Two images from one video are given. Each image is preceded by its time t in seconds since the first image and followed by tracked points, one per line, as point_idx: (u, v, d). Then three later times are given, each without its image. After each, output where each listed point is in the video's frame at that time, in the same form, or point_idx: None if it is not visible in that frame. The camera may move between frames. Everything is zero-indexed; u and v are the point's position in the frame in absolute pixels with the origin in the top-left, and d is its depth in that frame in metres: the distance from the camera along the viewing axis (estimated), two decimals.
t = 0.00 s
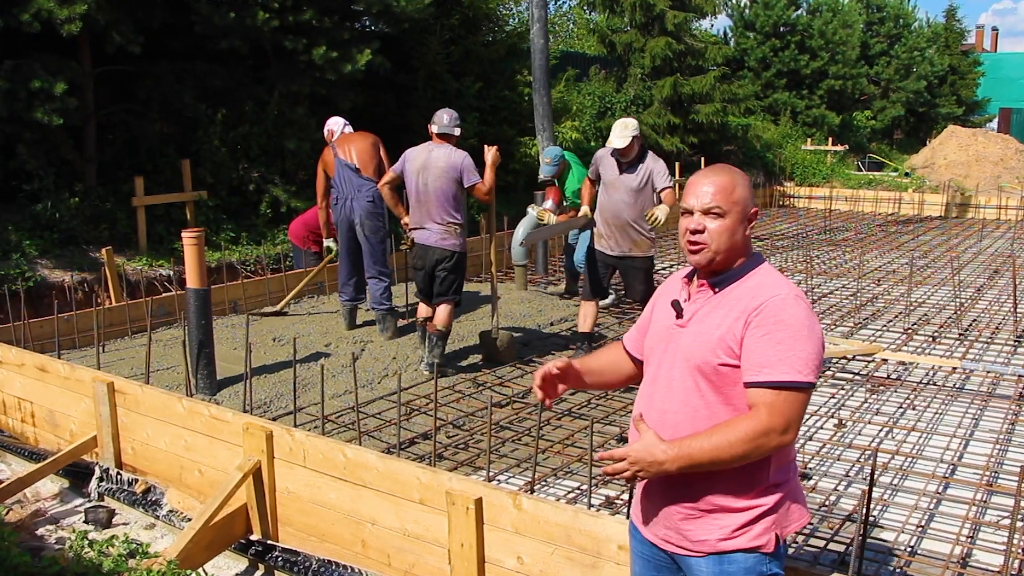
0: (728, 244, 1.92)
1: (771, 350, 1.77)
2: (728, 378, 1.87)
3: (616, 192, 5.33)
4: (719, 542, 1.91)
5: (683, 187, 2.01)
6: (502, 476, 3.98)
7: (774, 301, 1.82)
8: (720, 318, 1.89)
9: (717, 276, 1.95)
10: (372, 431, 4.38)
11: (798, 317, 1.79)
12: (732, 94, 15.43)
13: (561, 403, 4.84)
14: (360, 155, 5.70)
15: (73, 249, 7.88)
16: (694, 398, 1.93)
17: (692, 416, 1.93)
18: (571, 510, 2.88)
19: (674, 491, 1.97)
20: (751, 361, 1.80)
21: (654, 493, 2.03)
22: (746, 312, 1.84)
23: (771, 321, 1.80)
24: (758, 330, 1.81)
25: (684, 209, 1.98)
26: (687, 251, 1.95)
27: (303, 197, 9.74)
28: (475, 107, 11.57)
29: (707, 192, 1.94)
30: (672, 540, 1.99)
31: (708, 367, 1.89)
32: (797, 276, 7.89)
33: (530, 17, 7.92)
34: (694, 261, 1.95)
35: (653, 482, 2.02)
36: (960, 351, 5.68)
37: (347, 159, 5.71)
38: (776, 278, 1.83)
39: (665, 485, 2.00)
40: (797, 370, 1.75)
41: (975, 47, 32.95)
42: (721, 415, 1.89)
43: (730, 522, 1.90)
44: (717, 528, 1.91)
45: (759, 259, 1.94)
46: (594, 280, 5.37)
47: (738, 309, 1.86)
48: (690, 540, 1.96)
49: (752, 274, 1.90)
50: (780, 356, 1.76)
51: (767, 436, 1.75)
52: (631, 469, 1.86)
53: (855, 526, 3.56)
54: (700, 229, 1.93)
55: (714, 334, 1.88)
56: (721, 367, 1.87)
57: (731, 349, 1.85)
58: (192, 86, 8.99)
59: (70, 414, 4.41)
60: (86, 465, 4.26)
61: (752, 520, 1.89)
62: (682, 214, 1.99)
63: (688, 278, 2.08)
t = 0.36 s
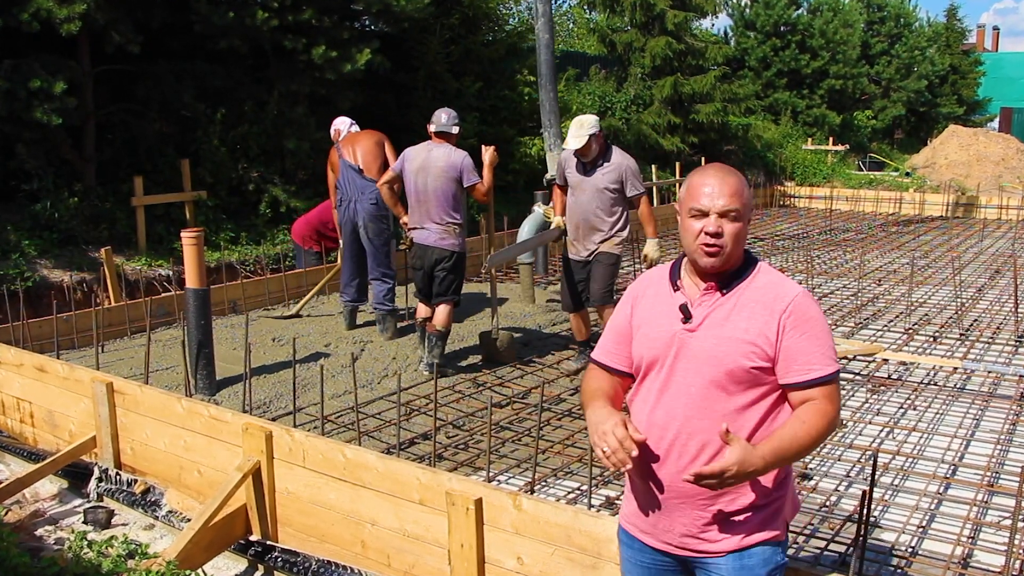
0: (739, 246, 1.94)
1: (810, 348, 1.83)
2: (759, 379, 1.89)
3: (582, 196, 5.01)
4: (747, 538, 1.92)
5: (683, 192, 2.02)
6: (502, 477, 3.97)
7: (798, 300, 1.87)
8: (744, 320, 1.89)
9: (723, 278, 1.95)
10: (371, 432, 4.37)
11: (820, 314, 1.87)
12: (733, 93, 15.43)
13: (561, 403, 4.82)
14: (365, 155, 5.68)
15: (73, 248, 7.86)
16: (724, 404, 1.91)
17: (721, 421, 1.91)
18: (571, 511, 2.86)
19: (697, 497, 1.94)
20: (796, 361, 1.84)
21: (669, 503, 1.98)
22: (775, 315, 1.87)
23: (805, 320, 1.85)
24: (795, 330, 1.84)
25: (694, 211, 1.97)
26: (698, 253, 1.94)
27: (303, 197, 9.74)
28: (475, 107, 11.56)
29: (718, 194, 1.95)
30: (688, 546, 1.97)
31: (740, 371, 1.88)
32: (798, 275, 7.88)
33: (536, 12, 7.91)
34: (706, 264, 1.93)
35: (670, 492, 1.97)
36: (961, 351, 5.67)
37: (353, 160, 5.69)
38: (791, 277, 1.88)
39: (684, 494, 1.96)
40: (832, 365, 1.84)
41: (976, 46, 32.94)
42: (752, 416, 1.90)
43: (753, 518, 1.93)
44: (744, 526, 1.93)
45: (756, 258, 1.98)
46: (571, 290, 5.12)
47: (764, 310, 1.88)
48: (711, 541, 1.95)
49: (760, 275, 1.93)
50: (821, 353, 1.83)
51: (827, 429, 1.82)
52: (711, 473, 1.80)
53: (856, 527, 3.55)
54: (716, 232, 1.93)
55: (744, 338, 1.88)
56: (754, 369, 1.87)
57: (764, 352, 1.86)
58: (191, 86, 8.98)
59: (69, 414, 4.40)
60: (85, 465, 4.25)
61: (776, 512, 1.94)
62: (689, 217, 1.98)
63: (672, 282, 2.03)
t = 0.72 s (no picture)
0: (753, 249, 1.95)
1: (818, 345, 1.89)
2: (770, 379, 1.91)
3: (560, 197, 4.82)
4: (763, 534, 1.95)
5: (691, 200, 1.99)
6: (502, 477, 3.96)
7: (802, 299, 1.91)
8: (754, 322, 1.91)
9: (726, 283, 1.95)
10: (371, 432, 4.36)
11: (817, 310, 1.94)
12: (733, 93, 15.42)
13: (561, 403, 4.81)
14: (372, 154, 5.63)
15: (71, 248, 7.85)
16: (740, 407, 1.91)
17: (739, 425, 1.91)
18: (571, 511, 2.85)
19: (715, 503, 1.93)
20: (808, 359, 1.88)
21: (684, 509, 1.96)
22: (783, 316, 1.90)
23: (810, 318, 1.90)
24: (804, 330, 1.89)
25: (718, 218, 1.92)
26: (729, 262, 1.90)
27: (302, 196, 9.73)
28: (475, 106, 11.54)
29: (727, 199, 1.93)
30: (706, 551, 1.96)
31: (755, 373, 1.89)
32: (799, 275, 7.87)
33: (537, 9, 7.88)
34: (729, 272, 1.91)
35: (688, 499, 1.95)
36: (962, 351, 5.66)
37: (360, 159, 5.65)
38: (792, 277, 1.93)
39: (701, 499, 1.94)
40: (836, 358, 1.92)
41: (977, 45, 32.92)
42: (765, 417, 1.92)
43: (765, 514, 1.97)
44: (759, 522, 1.95)
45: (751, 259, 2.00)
46: (542, 291, 5.02)
47: (772, 311, 1.90)
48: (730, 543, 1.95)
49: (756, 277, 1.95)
50: (825, 348, 1.89)
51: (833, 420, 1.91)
52: (735, 474, 1.82)
53: (857, 528, 3.54)
54: (739, 240, 1.91)
55: (757, 341, 1.89)
56: (768, 371, 1.89)
57: (776, 353, 1.89)
58: (191, 85, 8.97)
59: (68, 414, 4.39)
60: (85, 466, 4.24)
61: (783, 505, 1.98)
62: (702, 226, 1.95)
63: (672, 289, 2.00)
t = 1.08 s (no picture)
0: (716, 250, 1.90)
1: (820, 349, 1.82)
2: (766, 382, 1.87)
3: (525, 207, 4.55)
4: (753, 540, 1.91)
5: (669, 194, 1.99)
6: (501, 478, 3.95)
7: (804, 302, 1.84)
8: (752, 323, 1.87)
9: (722, 281, 1.92)
10: (370, 432, 4.35)
11: (824, 314, 1.86)
12: (734, 92, 15.42)
13: (561, 404, 4.80)
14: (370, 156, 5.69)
15: (70, 248, 7.84)
16: (732, 408, 1.89)
17: (732, 426, 1.89)
18: (571, 512, 2.85)
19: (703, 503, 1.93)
20: (804, 364, 1.82)
21: (675, 506, 1.96)
22: (782, 318, 1.84)
23: (813, 322, 1.83)
24: (803, 333, 1.82)
25: (675, 218, 1.92)
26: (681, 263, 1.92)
27: (302, 196, 9.72)
28: (474, 106, 11.53)
29: (693, 200, 1.91)
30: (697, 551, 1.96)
31: (747, 375, 1.86)
32: (799, 275, 7.86)
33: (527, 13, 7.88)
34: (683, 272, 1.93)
35: (676, 496, 1.96)
36: (963, 351, 5.65)
37: (359, 161, 5.66)
38: (797, 279, 1.86)
39: (689, 497, 1.94)
40: (841, 364, 1.84)
41: (977, 44, 32.93)
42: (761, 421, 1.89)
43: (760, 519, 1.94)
44: (752, 528, 1.91)
45: (757, 258, 1.94)
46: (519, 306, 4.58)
47: (772, 313, 1.85)
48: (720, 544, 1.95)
49: (762, 276, 1.91)
50: (827, 354, 1.82)
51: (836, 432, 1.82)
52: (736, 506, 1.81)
53: (857, 528, 3.52)
54: (685, 241, 1.91)
55: (750, 342, 1.86)
56: (761, 374, 1.86)
57: (770, 356, 1.84)
58: (190, 85, 8.95)
59: (68, 415, 4.38)
60: (84, 466, 4.24)
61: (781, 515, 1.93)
62: (667, 223, 1.96)
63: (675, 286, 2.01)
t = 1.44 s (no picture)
0: (674, 250, 1.94)
1: (772, 359, 1.74)
2: (723, 387, 1.84)
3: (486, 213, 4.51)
4: (712, 544, 1.93)
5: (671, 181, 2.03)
6: (502, 478, 3.94)
7: (765, 308, 1.78)
8: (711, 325, 1.86)
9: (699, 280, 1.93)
10: (370, 433, 4.34)
11: (794, 321, 1.76)
12: (734, 92, 15.41)
13: (562, 403, 4.80)
14: (363, 155, 5.71)
15: (69, 248, 7.82)
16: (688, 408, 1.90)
17: (687, 424, 1.91)
18: (571, 512, 2.84)
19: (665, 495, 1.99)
20: (753, 372, 1.76)
21: (647, 496, 2.05)
22: (739, 323, 1.81)
23: (768, 329, 1.76)
24: (755, 340, 1.77)
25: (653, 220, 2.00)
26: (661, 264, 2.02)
27: (301, 196, 9.71)
28: (474, 106, 11.51)
29: (664, 197, 1.96)
30: (666, 542, 2.03)
31: (699, 375, 1.87)
32: (800, 275, 7.85)
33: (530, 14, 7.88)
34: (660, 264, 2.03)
35: (645, 485, 2.05)
36: (964, 351, 5.64)
37: (352, 160, 5.66)
38: (765, 284, 1.80)
39: (653, 488, 2.02)
40: (806, 377, 1.72)
41: (978, 44, 32.93)
42: (716, 424, 1.87)
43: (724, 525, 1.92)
44: (715, 532, 1.92)
45: (751, 260, 1.90)
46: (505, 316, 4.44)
47: (731, 316, 1.82)
48: (685, 543, 1.98)
49: (741, 278, 1.87)
50: (783, 365, 1.73)
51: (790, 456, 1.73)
52: None
53: (858, 529, 3.52)
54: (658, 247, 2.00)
55: (705, 343, 1.86)
56: (714, 377, 1.84)
57: (724, 359, 1.82)
58: (189, 84, 8.93)
59: (67, 415, 4.37)
60: (83, 467, 4.23)
61: (747, 526, 1.89)
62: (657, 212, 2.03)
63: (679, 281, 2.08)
